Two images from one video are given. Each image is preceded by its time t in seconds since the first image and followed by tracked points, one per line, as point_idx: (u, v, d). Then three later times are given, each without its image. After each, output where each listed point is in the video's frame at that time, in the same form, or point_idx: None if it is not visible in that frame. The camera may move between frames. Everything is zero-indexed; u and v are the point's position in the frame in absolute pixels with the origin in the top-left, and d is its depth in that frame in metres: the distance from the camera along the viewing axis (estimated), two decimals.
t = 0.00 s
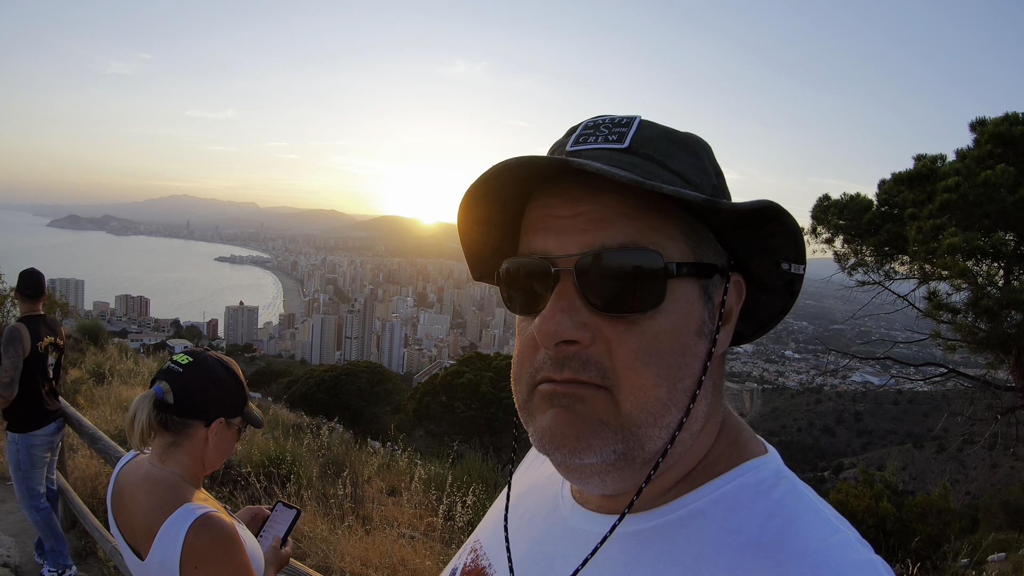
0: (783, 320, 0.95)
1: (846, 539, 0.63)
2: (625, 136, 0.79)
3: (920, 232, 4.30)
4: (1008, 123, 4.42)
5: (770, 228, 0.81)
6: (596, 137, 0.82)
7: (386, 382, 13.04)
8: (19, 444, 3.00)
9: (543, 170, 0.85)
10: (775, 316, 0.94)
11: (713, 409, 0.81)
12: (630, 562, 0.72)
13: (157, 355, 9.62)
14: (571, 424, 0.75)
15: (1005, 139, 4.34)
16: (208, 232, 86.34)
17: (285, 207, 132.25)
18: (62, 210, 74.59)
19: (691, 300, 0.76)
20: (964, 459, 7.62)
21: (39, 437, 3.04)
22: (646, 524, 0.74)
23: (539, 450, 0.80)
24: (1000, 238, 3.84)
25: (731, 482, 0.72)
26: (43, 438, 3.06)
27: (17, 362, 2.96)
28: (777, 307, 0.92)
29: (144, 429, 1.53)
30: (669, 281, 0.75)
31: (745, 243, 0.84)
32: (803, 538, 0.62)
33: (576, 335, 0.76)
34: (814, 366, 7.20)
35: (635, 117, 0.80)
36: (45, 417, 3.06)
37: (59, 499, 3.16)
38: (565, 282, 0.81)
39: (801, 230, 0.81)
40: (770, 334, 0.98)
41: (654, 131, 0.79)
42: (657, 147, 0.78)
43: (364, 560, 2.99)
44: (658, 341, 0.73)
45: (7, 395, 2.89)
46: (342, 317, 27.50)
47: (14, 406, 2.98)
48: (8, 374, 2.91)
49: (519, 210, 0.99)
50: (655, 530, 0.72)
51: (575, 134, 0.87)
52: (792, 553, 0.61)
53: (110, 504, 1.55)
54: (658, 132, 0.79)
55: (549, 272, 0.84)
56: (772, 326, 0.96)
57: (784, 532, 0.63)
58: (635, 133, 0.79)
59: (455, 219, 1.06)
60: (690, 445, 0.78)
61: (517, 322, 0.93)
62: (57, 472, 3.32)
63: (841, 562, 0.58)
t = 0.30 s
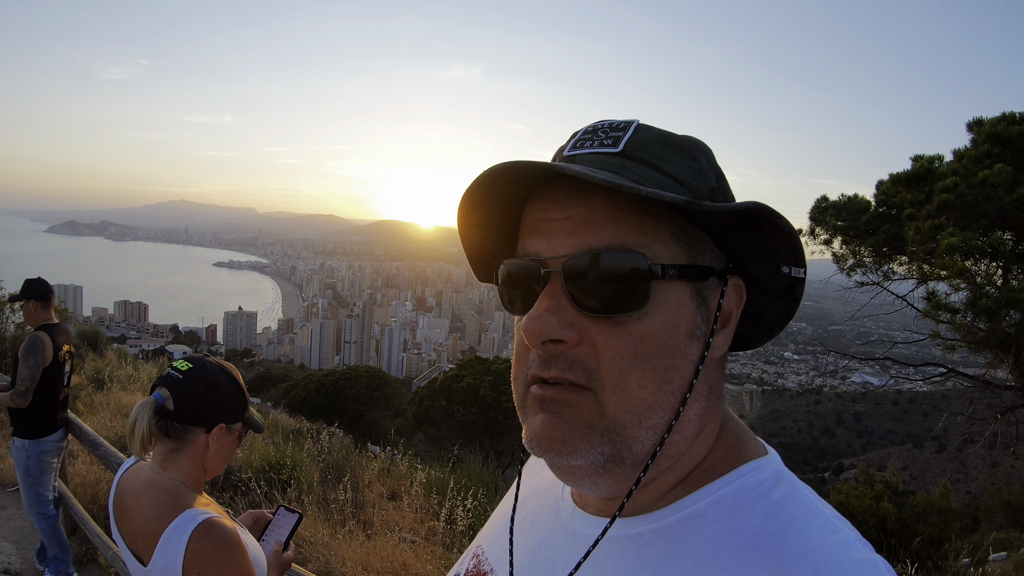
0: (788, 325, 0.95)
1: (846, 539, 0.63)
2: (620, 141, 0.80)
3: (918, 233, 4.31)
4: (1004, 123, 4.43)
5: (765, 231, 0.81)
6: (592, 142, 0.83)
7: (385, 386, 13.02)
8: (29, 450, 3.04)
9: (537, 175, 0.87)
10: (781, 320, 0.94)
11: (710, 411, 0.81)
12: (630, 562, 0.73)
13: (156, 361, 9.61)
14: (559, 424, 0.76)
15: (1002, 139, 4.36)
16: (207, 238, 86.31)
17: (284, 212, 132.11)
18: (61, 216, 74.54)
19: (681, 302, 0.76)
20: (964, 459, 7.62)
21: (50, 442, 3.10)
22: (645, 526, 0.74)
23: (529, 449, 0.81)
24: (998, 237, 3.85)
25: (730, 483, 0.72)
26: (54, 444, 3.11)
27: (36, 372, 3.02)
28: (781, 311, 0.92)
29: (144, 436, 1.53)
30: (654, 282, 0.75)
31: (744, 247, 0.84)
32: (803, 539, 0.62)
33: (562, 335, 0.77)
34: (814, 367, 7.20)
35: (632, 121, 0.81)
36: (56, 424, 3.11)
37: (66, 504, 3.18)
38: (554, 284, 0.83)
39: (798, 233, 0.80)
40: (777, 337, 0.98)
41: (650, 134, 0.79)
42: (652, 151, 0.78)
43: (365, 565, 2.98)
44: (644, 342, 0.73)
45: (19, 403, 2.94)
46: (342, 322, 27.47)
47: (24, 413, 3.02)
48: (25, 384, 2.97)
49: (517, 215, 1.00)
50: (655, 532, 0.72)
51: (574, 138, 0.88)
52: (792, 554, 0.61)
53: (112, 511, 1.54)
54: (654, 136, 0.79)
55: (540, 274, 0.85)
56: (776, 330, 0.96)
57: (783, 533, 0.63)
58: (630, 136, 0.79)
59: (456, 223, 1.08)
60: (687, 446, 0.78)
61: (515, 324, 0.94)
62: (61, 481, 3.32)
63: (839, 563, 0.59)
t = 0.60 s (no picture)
0: (787, 321, 0.96)
1: (849, 538, 0.63)
2: (616, 143, 0.80)
3: (916, 233, 4.31)
4: (1003, 123, 4.45)
5: (764, 229, 0.82)
6: (589, 144, 0.83)
7: (385, 389, 13.00)
8: (40, 455, 3.06)
9: (535, 178, 0.87)
10: (778, 317, 0.95)
11: (712, 410, 0.81)
12: (633, 563, 0.73)
13: (155, 364, 9.58)
14: (566, 429, 0.76)
15: (1000, 139, 4.37)
16: (206, 240, 86.22)
17: (283, 214, 132.01)
18: (60, 219, 74.45)
19: (683, 302, 0.76)
20: (964, 459, 7.62)
21: (60, 446, 3.13)
22: (648, 528, 0.74)
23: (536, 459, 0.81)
24: (996, 237, 3.86)
25: (733, 483, 0.72)
26: (62, 448, 3.14)
27: (53, 377, 3.04)
28: (779, 309, 0.93)
29: (148, 437, 1.53)
30: (657, 284, 0.75)
31: (742, 246, 0.85)
32: (807, 539, 0.62)
33: (566, 339, 0.77)
34: (813, 368, 7.20)
35: (628, 122, 0.81)
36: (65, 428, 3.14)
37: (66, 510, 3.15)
38: (556, 288, 0.83)
39: (795, 230, 0.81)
40: (775, 335, 0.99)
41: (646, 135, 0.80)
42: (649, 151, 0.79)
43: (365, 567, 2.98)
44: (649, 343, 0.74)
45: (37, 408, 2.97)
46: (340, 324, 27.43)
47: (36, 419, 3.03)
48: (44, 390, 2.98)
49: (513, 220, 1.00)
50: (657, 534, 0.73)
51: (570, 141, 0.88)
52: (795, 554, 0.61)
53: (115, 513, 1.54)
54: (649, 137, 0.80)
55: (541, 278, 0.85)
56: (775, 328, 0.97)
57: (786, 534, 0.64)
58: (626, 138, 0.80)
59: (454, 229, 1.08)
60: (689, 447, 0.78)
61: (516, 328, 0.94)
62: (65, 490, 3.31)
63: (842, 562, 0.59)
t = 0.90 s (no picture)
0: (772, 319, 0.96)
1: (847, 535, 0.63)
2: (625, 141, 0.80)
3: (915, 234, 4.32)
4: (1001, 124, 4.46)
5: (763, 228, 0.83)
6: (595, 142, 0.82)
7: (383, 391, 12.98)
8: (45, 457, 3.07)
9: (549, 170, 0.85)
10: (766, 314, 0.95)
11: (712, 406, 0.82)
12: (634, 561, 0.73)
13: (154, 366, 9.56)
14: (581, 423, 0.75)
15: (998, 140, 4.38)
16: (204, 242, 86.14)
17: (282, 216, 131.98)
18: (59, 221, 74.29)
19: (694, 297, 0.78)
20: (963, 459, 7.62)
21: (63, 447, 3.14)
22: (650, 525, 0.74)
23: (547, 453, 0.79)
24: (994, 238, 3.87)
25: (732, 481, 0.72)
26: (65, 449, 3.16)
27: (62, 381, 3.04)
28: (767, 305, 0.93)
29: (152, 437, 1.53)
30: (678, 277, 0.76)
31: (739, 244, 0.86)
32: (806, 535, 0.62)
33: (589, 331, 0.76)
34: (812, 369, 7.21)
35: (631, 123, 0.82)
36: (65, 431, 3.14)
37: (64, 513, 3.13)
38: (576, 280, 0.81)
39: (793, 227, 0.83)
40: (758, 334, 0.99)
41: (650, 136, 0.81)
42: (654, 151, 0.79)
43: (365, 569, 2.97)
44: (668, 338, 0.74)
45: (45, 412, 2.96)
46: (339, 326, 27.42)
47: (43, 421, 3.03)
48: (52, 394, 2.98)
49: (517, 216, 1.00)
50: (659, 530, 0.73)
51: (571, 140, 0.87)
52: (795, 549, 0.61)
53: (118, 514, 1.54)
54: (654, 138, 0.81)
55: (558, 270, 0.84)
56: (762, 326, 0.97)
57: (785, 530, 0.64)
58: (633, 138, 0.80)
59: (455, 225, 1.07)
60: (693, 442, 0.78)
61: (519, 324, 0.93)
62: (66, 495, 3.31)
63: (843, 558, 0.59)
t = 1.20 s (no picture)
0: (770, 316, 0.98)
1: (845, 533, 0.63)
2: (622, 142, 0.80)
3: (914, 235, 4.33)
4: (1000, 125, 4.47)
5: (766, 229, 0.83)
6: (591, 143, 0.82)
7: (382, 393, 12.98)
8: (46, 454, 3.09)
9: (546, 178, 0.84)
10: (763, 311, 0.96)
11: (712, 407, 0.82)
12: (634, 562, 0.72)
13: (153, 368, 9.55)
14: (588, 441, 0.76)
15: (997, 141, 4.38)
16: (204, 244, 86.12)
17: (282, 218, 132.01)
18: (57, 223, 74.22)
19: (695, 301, 0.78)
20: (962, 460, 7.62)
21: (62, 446, 3.16)
22: (650, 524, 0.74)
23: (556, 471, 0.80)
24: (994, 239, 3.87)
25: (731, 480, 0.73)
26: (65, 447, 3.18)
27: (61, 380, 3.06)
28: (766, 301, 0.94)
29: (153, 439, 1.53)
30: (679, 283, 0.76)
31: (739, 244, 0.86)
32: (805, 533, 0.62)
33: (591, 340, 0.76)
34: (811, 371, 7.22)
35: (628, 121, 0.81)
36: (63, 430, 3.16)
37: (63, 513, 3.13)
38: (576, 288, 0.81)
39: (795, 228, 0.83)
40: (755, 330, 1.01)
41: (649, 135, 0.80)
42: (652, 152, 0.79)
43: (365, 571, 2.97)
44: (669, 342, 0.74)
45: (47, 411, 2.98)
46: (338, 328, 27.43)
47: (44, 421, 3.05)
48: (53, 393, 3.00)
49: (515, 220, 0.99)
50: (659, 531, 0.73)
51: (566, 138, 0.87)
52: (794, 547, 0.61)
53: (118, 516, 1.54)
54: (652, 138, 0.80)
55: (557, 279, 0.84)
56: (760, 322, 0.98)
57: (785, 528, 0.64)
58: (631, 138, 0.80)
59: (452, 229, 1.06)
60: (694, 444, 0.78)
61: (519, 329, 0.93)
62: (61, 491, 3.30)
63: (842, 557, 0.59)
